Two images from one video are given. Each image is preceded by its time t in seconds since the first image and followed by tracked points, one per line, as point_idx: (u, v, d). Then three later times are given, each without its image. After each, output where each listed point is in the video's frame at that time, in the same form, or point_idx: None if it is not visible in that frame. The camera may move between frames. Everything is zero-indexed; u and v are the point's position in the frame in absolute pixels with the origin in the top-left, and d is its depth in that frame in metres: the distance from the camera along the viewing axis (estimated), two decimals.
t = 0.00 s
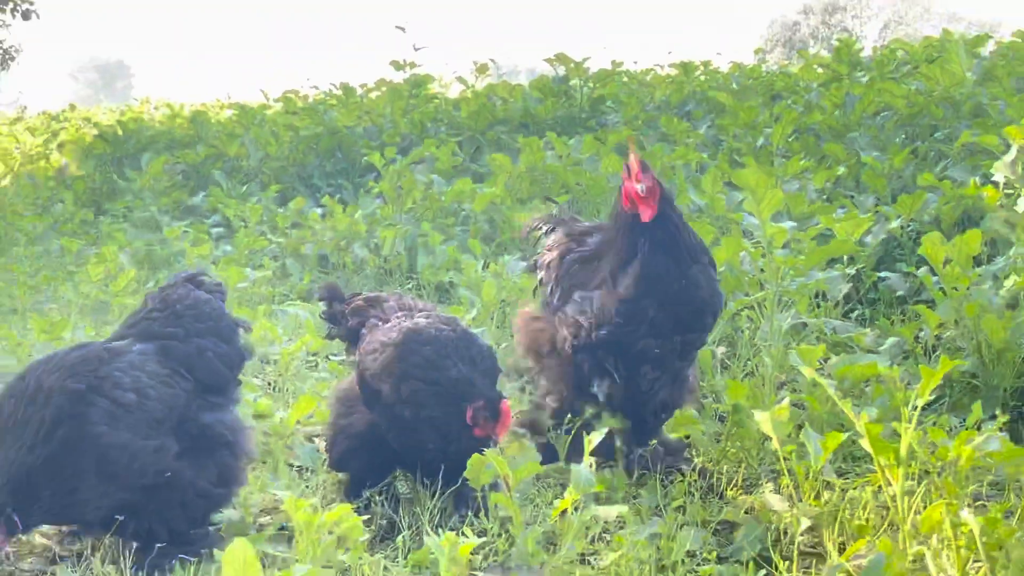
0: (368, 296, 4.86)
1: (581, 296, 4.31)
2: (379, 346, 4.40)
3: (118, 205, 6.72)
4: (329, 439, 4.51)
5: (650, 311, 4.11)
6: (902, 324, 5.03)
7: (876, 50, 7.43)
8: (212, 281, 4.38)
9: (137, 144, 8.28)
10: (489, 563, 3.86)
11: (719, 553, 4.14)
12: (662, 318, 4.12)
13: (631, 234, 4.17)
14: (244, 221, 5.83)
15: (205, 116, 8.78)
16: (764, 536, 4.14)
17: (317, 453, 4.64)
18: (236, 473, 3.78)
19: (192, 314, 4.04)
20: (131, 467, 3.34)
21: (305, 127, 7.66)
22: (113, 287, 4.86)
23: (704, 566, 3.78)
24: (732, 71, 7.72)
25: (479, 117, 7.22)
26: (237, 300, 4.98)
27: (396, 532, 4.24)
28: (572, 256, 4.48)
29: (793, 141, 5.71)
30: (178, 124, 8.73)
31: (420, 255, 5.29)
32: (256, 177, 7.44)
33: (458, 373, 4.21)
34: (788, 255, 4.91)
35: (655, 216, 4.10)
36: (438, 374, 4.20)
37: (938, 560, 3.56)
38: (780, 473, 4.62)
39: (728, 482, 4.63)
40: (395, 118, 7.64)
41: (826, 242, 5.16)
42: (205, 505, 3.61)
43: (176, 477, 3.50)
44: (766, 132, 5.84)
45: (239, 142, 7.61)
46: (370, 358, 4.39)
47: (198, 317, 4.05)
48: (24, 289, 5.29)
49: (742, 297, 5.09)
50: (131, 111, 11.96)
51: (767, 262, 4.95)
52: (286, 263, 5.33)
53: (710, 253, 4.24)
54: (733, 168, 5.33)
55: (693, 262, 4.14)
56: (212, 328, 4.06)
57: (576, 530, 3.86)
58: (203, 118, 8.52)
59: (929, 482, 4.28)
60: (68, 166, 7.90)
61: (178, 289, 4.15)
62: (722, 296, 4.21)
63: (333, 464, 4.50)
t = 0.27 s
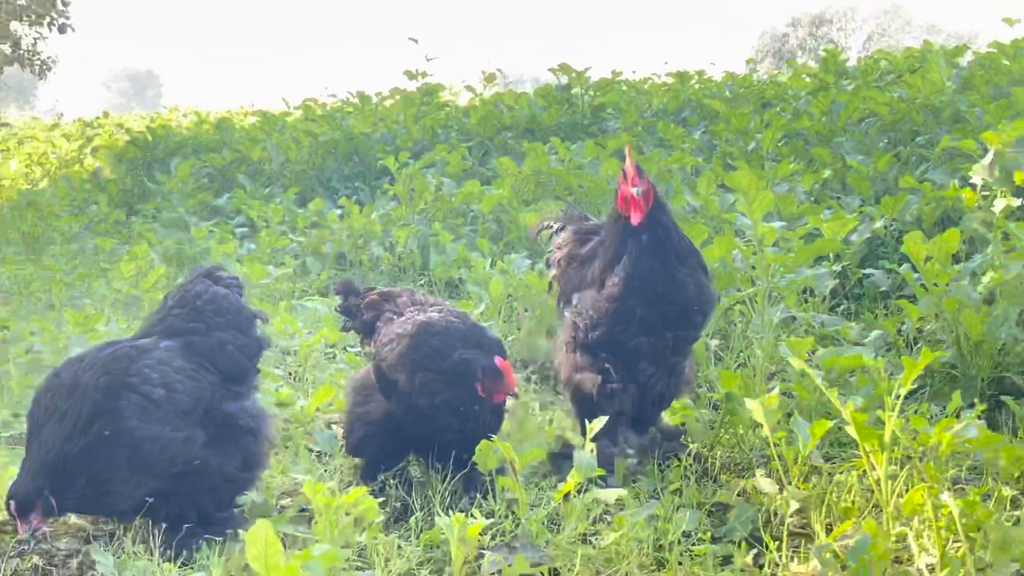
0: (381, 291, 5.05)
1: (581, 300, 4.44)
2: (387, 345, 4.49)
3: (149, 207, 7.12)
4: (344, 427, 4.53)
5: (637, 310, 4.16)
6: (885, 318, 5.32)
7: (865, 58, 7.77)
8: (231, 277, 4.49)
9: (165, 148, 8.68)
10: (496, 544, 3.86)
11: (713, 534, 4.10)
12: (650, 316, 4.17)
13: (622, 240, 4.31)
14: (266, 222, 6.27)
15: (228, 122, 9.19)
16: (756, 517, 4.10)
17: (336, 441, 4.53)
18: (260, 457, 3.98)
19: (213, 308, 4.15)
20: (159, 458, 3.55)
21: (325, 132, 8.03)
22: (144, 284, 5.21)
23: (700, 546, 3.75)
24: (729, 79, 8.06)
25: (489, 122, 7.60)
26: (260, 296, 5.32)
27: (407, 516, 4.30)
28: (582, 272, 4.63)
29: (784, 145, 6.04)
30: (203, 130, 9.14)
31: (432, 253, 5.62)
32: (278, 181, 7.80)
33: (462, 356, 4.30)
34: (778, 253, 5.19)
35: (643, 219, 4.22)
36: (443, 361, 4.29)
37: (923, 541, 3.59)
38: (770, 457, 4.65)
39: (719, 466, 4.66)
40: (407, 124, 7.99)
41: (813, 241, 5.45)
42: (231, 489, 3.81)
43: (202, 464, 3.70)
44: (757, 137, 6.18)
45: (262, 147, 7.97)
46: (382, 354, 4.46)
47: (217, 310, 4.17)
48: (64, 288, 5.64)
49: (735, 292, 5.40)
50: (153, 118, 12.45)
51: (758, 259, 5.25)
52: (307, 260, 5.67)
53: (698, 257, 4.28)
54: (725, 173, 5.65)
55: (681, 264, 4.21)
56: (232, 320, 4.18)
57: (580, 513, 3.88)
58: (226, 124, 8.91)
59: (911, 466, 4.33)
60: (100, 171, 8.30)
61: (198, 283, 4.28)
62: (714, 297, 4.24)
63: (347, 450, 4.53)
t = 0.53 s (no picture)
0: (389, 284, 5.08)
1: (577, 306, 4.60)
2: (390, 342, 4.56)
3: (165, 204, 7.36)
4: (353, 417, 4.52)
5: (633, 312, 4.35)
6: (875, 311, 5.36)
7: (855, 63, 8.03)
8: (237, 270, 4.53)
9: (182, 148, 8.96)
10: (499, 528, 3.64)
11: (707, 520, 3.86)
12: (645, 316, 4.34)
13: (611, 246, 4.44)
14: (279, 221, 6.59)
15: (239, 124, 9.47)
16: (750, 505, 3.86)
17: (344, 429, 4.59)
18: (270, 449, 3.93)
19: (221, 305, 4.24)
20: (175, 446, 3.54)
21: (337, 132, 8.27)
22: (161, 279, 5.44)
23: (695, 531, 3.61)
24: (724, 83, 8.32)
25: (492, 124, 7.89)
26: (273, 290, 5.54)
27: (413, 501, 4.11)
28: (578, 273, 4.76)
29: (776, 146, 6.26)
30: (216, 132, 9.42)
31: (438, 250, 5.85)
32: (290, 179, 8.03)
33: (472, 351, 4.27)
34: (773, 249, 5.35)
35: (630, 225, 4.34)
36: (452, 355, 4.28)
37: (910, 527, 3.52)
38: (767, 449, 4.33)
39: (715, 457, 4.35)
40: (413, 126, 8.25)
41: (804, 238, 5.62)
42: (245, 479, 3.75)
43: (214, 455, 3.67)
44: (751, 139, 6.40)
45: (272, 147, 8.21)
46: (390, 350, 4.52)
47: (225, 305, 4.26)
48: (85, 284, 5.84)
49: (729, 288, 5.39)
50: (170, 119, 12.83)
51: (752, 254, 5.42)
52: (318, 256, 5.90)
53: (688, 254, 4.45)
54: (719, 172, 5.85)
55: (670, 264, 4.36)
56: (241, 315, 4.26)
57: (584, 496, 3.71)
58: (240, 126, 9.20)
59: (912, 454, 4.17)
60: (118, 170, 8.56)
61: (205, 279, 4.36)
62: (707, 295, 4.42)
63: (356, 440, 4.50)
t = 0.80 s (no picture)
0: (388, 278, 4.94)
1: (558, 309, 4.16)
2: (387, 334, 4.28)
3: (168, 202, 7.41)
4: (354, 411, 4.22)
5: (614, 309, 3.75)
6: (873, 305, 5.34)
7: (854, 60, 8.07)
8: (230, 263, 4.29)
9: (186, 146, 9.04)
10: (496, 520, 3.27)
11: (703, 513, 3.31)
12: (630, 313, 3.74)
13: (600, 238, 3.88)
14: (281, 216, 6.71)
15: (242, 124, 9.54)
16: (748, 498, 3.29)
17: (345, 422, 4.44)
18: (275, 437, 3.84)
19: (211, 298, 4.00)
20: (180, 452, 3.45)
21: (338, 131, 8.31)
22: (163, 274, 5.49)
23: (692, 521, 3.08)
24: (723, 81, 8.37)
25: (493, 120, 7.91)
26: (273, 285, 5.59)
27: (410, 492, 3.90)
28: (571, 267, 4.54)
29: (774, 144, 6.29)
30: (220, 131, 9.49)
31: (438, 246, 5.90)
32: (292, 177, 8.08)
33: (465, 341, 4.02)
34: (771, 241, 5.35)
35: (625, 220, 3.80)
36: (451, 344, 4.00)
37: (905, 518, 2.81)
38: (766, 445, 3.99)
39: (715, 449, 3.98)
40: (414, 124, 8.29)
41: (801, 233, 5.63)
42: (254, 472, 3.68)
43: (221, 454, 3.58)
44: (749, 136, 6.45)
45: (274, 145, 8.26)
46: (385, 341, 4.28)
47: (216, 301, 4.01)
48: (88, 279, 5.89)
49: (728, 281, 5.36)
50: (177, 118, 12.98)
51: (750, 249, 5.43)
52: (319, 254, 5.95)
53: (678, 251, 3.90)
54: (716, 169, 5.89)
55: (659, 264, 3.80)
56: (231, 307, 4.02)
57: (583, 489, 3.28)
58: (243, 126, 9.27)
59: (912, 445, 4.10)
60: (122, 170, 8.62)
61: (195, 274, 4.10)
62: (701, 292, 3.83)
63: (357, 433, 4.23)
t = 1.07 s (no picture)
0: (387, 274, 4.92)
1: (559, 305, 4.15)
2: (387, 331, 4.28)
3: (166, 198, 7.39)
4: (355, 406, 4.21)
5: (613, 305, 3.74)
6: (873, 302, 5.34)
7: (853, 56, 8.07)
8: (221, 259, 4.24)
9: (185, 142, 9.03)
10: (499, 518, 3.27)
11: (705, 510, 3.31)
12: (628, 310, 3.74)
13: (605, 232, 3.91)
14: (279, 212, 6.71)
15: (241, 119, 9.53)
16: (750, 494, 3.30)
17: (345, 419, 4.47)
18: (275, 431, 3.83)
19: (202, 296, 3.97)
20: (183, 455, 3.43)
21: (337, 127, 8.30)
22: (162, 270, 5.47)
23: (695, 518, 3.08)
24: (723, 77, 8.37)
25: (492, 117, 7.89)
26: (273, 282, 5.56)
27: (413, 489, 3.90)
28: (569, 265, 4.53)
29: (774, 141, 6.29)
30: (219, 128, 9.48)
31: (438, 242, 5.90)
32: (291, 173, 8.07)
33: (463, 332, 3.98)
34: (772, 238, 5.35)
35: (627, 216, 3.83)
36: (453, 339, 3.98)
37: (909, 516, 2.79)
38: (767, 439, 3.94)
39: (717, 446, 3.94)
40: (414, 120, 8.28)
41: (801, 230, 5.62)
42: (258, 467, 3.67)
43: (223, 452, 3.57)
44: (748, 132, 6.45)
45: (272, 141, 8.25)
46: (386, 338, 4.27)
47: (208, 298, 3.98)
48: (87, 275, 5.87)
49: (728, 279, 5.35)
50: (176, 114, 12.96)
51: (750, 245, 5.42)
52: (319, 250, 5.94)
53: (679, 249, 3.91)
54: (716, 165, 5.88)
55: (660, 262, 3.80)
56: (223, 303, 3.99)
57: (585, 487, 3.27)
58: (241, 121, 9.26)
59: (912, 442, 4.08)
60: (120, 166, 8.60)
61: (185, 272, 4.05)
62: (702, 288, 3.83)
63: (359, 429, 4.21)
